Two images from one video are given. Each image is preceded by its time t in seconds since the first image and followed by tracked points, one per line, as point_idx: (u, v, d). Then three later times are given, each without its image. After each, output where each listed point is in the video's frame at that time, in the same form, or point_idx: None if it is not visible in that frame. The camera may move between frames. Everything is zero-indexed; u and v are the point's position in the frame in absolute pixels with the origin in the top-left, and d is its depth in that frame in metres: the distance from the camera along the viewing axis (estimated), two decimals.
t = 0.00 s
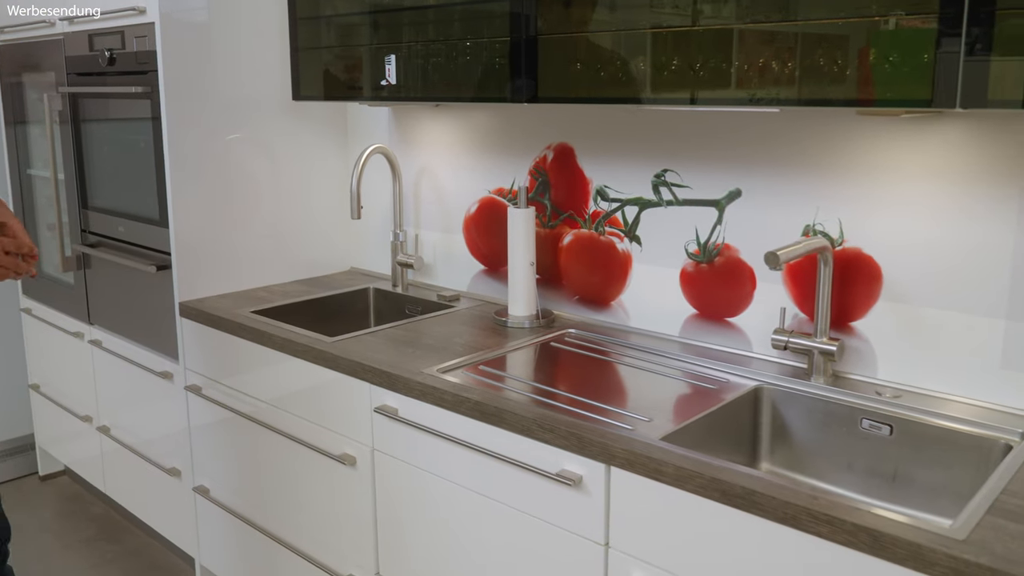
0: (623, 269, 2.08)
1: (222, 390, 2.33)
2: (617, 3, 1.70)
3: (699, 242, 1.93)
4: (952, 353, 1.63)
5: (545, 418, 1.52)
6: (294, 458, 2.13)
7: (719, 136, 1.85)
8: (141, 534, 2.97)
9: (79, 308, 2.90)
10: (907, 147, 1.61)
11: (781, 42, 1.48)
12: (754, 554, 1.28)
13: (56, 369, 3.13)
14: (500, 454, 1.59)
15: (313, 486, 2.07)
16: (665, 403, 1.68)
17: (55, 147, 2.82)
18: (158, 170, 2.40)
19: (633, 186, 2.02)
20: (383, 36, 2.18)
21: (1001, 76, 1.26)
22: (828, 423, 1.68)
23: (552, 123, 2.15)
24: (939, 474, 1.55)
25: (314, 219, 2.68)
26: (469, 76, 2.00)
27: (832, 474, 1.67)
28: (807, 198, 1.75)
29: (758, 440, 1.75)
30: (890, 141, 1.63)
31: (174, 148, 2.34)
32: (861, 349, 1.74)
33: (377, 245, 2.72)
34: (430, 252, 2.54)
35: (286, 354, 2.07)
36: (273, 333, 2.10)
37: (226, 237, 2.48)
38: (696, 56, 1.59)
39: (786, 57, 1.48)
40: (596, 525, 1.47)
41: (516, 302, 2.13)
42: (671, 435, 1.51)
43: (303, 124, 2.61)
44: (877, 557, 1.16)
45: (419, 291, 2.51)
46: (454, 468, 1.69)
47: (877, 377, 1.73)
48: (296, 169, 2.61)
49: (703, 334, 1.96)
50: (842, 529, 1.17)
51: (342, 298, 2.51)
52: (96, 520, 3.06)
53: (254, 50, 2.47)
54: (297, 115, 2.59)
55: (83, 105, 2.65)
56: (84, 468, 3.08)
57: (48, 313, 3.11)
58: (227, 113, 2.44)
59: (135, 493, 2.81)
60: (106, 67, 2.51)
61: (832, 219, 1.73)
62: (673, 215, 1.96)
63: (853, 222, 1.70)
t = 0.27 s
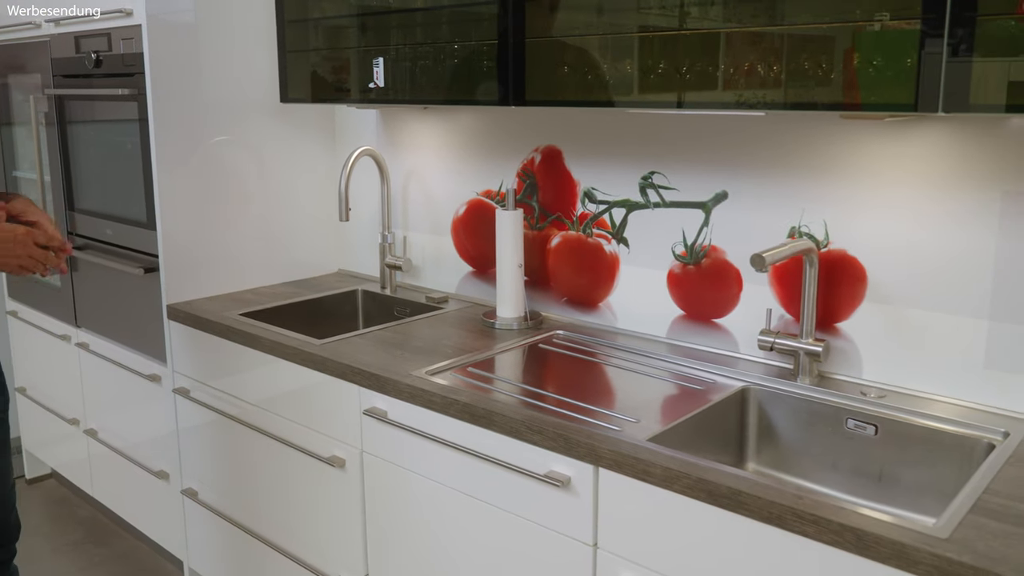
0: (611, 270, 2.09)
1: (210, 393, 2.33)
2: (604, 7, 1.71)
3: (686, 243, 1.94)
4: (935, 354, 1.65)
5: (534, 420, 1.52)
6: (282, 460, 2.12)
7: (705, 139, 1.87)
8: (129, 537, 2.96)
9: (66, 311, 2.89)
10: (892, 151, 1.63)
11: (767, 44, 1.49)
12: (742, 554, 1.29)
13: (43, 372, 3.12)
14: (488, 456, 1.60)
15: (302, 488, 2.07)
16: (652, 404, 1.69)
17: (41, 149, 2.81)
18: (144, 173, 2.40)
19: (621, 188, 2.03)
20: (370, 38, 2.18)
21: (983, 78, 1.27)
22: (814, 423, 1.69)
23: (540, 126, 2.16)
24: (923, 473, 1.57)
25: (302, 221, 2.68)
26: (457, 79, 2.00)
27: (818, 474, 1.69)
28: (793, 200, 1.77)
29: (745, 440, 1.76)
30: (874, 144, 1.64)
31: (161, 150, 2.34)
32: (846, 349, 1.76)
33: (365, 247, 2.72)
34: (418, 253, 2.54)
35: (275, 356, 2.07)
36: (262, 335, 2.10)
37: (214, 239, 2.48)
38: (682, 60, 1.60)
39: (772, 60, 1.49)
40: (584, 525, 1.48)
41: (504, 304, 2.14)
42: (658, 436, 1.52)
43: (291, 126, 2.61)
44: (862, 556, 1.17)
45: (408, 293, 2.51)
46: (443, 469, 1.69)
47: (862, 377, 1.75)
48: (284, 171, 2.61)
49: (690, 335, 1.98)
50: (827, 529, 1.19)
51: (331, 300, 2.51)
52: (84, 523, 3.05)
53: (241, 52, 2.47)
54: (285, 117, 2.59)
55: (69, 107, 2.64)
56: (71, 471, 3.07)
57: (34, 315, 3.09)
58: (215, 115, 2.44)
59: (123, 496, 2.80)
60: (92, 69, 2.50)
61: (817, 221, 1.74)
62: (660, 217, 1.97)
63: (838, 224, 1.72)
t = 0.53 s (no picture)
0: (604, 273, 2.10)
1: (204, 396, 2.33)
2: (597, 13, 1.72)
3: (678, 246, 1.96)
4: (924, 355, 1.67)
5: (528, 422, 1.54)
6: (277, 463, 2.13)
7: (697, 143, 1.88)
8: (122, 540, 2.96)
9: (59, 313, 2.88)
10: (881, 155, 1.65)
11: (757, 45, 1.51)
12: (735, 555, 1.31)
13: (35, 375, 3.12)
14: (483, 458, 1.61)
15: (297, 490, 2.08)
16: (645, 406, 1.70)
17: (33, 152, 2.81)
18: (138, 176, 2.40)
19: (613, 192, 2.05)
20: (363, 42, 2.19)
21: (972, 81, 1.29)
22: (805, 425, 1.71)
23: (533, 129, 2.18)
24: (913, 473, 1.59)
25: (296, 223, 2.69)
26: (451, 83, 2.01)
27: (809, 475, 1.71)
28: (784, 204, 1.79)
29: (737, 442, 1.78)
30: (865, 148, 1.66)
31: (155, 154, 2.34)
32: (836, 351, 1.78)
33: (359, 249, 2.73)
34: (412, 256, 2.55)
35: (269, 359, 2.08)
36: (256, 339, 2.10)
37: (207, 242, 2.48)
38: (674, 65, 1.62)
39: (762, 61, 1.50)
40: (579, 527, 1.50)
41: (497, 306, 2.15)
42: (652, 438, 1.54)
43: (284, 129, 2.62)
44: (853, 556, 1.19)
45: (401, 295, 2.52)
46: (438, 472, 1.70)
47: (853, 379, 1.77)
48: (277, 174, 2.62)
49: (683, 338, 1.99)
50: (819, 529, 1.20)
51: (324, 303, 2.52)
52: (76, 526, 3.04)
53: (234, 55, 2.48)
54: (278, 120, 2.60)
55: (62, 110, 2.64)
56: (64, 474, 3.07)
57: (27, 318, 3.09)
58: (208, 119, 2.44)
59: (116, 499, 2.80)
60: (85, 72, 2.50)
61: (808, 225, 1.76)
62: (653, 220, 1.99)
63: (828, 227, 1.74)
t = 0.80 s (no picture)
0: (604, 276, 2.12)
1: (206, 398, 2.34)
2: (597, 19, 1.74)
3: (678, 250, 1.97)
4: (922, 358, 1.69)
5: (531, 426, 1.55)
6: (279, 465, 2.14)
7: (697, 148, 1.90)
8: (123, 541, 2.97)
9: (60, 316, 2.89)
10: (879, 161, 1.67)
11: (753, 47, 1.53)
12: (737, 557, 1.32)
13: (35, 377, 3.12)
14: (486, 460, 1.62)
15: (299, 493, 2.09)
16: (646, 409, 1.72)
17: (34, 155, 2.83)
18: (139, 179, 2.41)
19: (613, 196, 2.07)
20: (364, 47, 2.20)
21: (968, 87, 1.31)
22: (804, 427, 1.73)
23: (534, 134, 2.19)
24: (911, 475, 1.60)
25: (296, 227, 2.70)
26: (452, 88, 2.03)
27: (809, 476, 1.73)
28: (783, 208, 1.80)
29: (737, 444, 1.80)
30: (863, 154, 1.68)
31: (157, 157, 2.35)
32: (835, 354, 1.80)
33: (359, 252, 2.74)
34: (412, 259, 2.56)
35: (272, 362, 2.09)
36: (259, 342, 2.11)
37: (208, 245, 2.49)
38: (674, 71, 1.63)
39: (759, 65, 1.52)
40: (582, 529, 1.51)
41: (498, 310, 2.17)
42: (653, 440, 1.55)
43: (284, 133, 2.63)
44: (853, 558, 1.20)
45: (402, 298, 2.54)
46: (441, 474, 1.72)
47: (851, 382, 1.78)
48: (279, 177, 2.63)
49: (682, 341, 2.01)
50: (820, 531, 1.22)
51: (326, 305, 2.53)
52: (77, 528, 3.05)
53: (235, 59, 2.49)
54: (278, 124, 2.61)
55: (63, 114, 2.65)
56: (64, 476, 3.08)
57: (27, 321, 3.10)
58: (209, 123, 2.45)
59: (117, 501, 2.81)
60: (86, 77, 2.51)
61: (807, 229, 1.78)
62: (653, 224, 2.01)
63: (827, 232, 1.76)
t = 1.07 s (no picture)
0: (609, 281, 2.12)
1: (210, 403, 2.34)
2: (603, 25, 1.74)
3: (683, 255, 1.98)
4: (928, 363, 1.69)
5: (538, 431, 1.55)
6: (284, 470, 2.14)
7: (701, 153, 1.90)
8: (126, 546, 2.97)
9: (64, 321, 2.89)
10: (884, 167, 1.67)
11: (753, 50, 1.54)
12: (745, 562, 1.32)
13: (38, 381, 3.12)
14: (492, 466, 1.62)
15: (305, 498, 2.09)
16: (653, 414, 1.72)
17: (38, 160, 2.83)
18: (144, 184, 2.41)
19: (618, 201, 2.07)
20: (369, 52, 2.21)
21: (974, 92, 1.31)
22: (810, 432, 1.73)
23: (538, 139, 2.19)
24: (917, 480, 1.61)
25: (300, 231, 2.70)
26: (457, 93, 2.03)
27: (815, 481, 1.73)
28: (788, 213, 1.80)
29: (743, 449, 1.80)
30: (868, 160, 1.68)
31: (162, 162, 2.36)
32: (840, 359, 1.80)
33: (363, 257, 2.74)
34: (417, 264, 2.57)
35: (277, 367, 2.09)
36: (264, 347, 2.11)
37: (212, 250, 2.50)
38: (680, 77, 1.64)
39: (760, 69, 1.53)
40: (589, 534, 1.51)
41: (503, 314, 2.17)
42: (660, 445, 1.55)
43: (288, 138, 2.63)
44: (861, 563, 1.20)
45: (406, 302, 2.54)
46: (447, 479, 1.72)
47: (857, 386, 1.79)
48: (283, 182, 2.64)
49: (688, 345, 2.01)
50: (828, 536, 1.22)
51: (330, 310, 2.54)
52: (80, 533, 3.05)
53: (240, 65, 2.49)
54: (282, 129, 2.61)
55: (67, 119, 2.66)
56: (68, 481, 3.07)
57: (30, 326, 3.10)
58: (214, 128, 2.46)
59: (121, 506, 2.81)
60: (91, 82, 2.52)
61: (812, 234, 1.78)
62: (658, 229, 2.01)
63: (832, 238, 1.76)
